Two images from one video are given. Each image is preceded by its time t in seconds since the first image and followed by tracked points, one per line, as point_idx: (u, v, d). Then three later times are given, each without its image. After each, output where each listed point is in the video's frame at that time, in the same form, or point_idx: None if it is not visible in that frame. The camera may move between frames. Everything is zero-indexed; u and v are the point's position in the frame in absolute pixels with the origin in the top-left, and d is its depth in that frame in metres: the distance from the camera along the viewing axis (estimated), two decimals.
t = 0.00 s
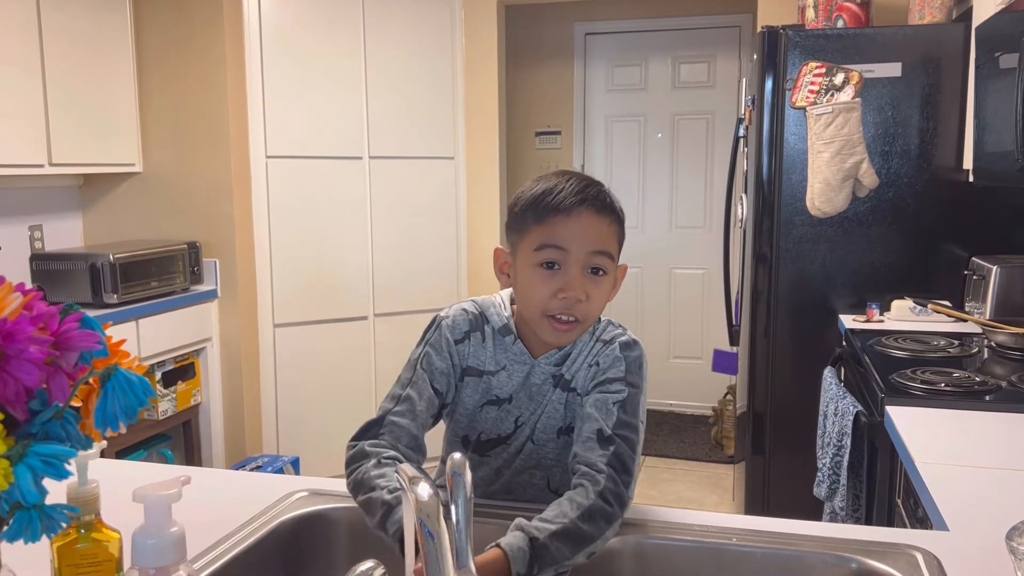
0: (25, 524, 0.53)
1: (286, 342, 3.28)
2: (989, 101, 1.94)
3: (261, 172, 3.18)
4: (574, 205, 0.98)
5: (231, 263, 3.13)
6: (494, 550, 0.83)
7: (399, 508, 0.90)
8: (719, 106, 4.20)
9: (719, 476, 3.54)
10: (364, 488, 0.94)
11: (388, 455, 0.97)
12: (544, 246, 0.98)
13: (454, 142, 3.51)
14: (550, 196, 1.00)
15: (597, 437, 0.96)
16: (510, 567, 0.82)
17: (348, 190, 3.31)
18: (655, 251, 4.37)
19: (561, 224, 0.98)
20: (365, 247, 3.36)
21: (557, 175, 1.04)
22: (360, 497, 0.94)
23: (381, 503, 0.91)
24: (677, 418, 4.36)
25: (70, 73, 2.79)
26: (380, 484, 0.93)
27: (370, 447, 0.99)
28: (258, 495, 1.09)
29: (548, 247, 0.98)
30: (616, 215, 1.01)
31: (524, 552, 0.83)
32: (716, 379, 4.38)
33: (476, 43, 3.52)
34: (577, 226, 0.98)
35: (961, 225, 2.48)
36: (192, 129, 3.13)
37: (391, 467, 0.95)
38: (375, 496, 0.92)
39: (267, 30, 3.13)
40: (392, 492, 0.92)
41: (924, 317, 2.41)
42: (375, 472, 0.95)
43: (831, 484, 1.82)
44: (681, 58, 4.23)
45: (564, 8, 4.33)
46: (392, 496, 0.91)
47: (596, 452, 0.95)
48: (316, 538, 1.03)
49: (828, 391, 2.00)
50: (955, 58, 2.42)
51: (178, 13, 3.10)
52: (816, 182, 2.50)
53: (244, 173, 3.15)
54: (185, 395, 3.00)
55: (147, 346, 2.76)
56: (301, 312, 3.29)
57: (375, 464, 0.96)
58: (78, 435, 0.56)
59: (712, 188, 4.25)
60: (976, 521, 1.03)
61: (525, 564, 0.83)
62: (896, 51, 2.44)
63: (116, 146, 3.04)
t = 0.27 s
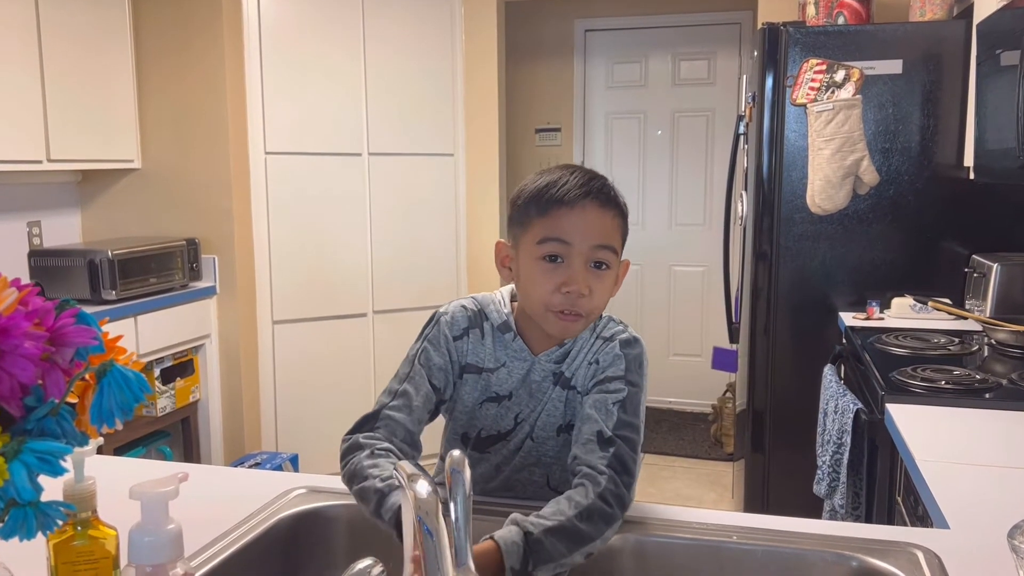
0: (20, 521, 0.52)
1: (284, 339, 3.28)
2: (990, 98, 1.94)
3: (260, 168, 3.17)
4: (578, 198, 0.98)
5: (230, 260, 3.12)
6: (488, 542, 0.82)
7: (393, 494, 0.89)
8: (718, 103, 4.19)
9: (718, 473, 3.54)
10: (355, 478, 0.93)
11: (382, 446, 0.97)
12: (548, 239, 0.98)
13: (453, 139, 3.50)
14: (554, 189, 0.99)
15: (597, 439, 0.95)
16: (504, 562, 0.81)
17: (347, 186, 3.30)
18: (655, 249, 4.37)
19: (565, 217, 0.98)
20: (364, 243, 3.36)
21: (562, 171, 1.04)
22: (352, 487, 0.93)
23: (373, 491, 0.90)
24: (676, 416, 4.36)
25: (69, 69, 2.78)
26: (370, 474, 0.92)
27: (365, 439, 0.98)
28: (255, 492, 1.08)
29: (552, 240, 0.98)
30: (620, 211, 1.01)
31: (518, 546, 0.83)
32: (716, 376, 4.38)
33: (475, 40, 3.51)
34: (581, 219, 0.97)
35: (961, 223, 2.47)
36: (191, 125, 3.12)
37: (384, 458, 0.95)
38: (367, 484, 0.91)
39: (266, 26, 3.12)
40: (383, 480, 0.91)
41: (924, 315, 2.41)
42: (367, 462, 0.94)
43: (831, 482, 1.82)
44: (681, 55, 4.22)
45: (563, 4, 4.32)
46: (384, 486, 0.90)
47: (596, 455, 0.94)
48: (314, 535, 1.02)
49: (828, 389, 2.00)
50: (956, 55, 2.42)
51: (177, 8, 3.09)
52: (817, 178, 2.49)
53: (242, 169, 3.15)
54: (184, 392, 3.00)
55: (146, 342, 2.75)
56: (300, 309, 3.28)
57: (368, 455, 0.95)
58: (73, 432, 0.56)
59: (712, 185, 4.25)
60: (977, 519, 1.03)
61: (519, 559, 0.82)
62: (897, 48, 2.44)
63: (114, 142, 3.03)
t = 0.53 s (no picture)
0: (19, 516, 0.52)
1: (284, 336, 3.28)
2: (990, 96, 1.94)
3: (259, 165, 3.17)
4: (563, 186, 0.97)
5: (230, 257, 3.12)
6: (491, 541, 0.83)
7: (391, 498, 0.90)
8: (718, 100, 4.19)
9: (717, 471, 3.54)
10: (355, 483, 0.94)
11: (380, 449, 0.97)
12: (534, 229, 0.98)
13: (453, 136, 3.49)
14: (538, 177, 0.99)
15: (599, 434, 0.95)
16: (506, 561, 0.81)
17: (346, 183, 3.30)
18: (654, 246, 4.37)
19: (550, 206, 0.97)
20: (364, 240, 3.36)
21: (547, 156, 1.04)
22: (352, 492, 0.94)
23: (372, 494, 0.91)
24: (675, 413, 4.36)
25: (67, 65, 2.77)
26: (369, 477, 0.93)
27: (363, 442, 0.99)
28: (255, 488, 1.08)
29: (538, 230, 0.98)
30: (605, 194, 1.00)
31: (520, 546, 0.83)
32: (715, 374, 4.38)
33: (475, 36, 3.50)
34: (567, 207, 0.97)
35: (961, 220, 2.47)
36: (190, 122, 3.12)
37: (382, 460, 0.95)
38: (365, 488, 0.92)
39: (265, 22, 3.11)
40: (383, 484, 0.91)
41: (923, 312, 2.41)
42: (366, 466, 0.94)
43: (829, 479, 1.82)
44: (681, 52, 4.22)
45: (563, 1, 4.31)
46: (381, 488, 0.91)
47: (600, 450, 0.94)
48: (314, 530, 1.02)
49: (827, 386, 2.00)
50: (956, 52, 2.42)
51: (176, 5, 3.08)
52: (816, 176, 2.49)
53: (242, 166, 3.14)
54: (183, 389, 3.00)
55: (145, 339, 2.75)
56: (299, 306, 3.28)
57: (367, 457, 0.96)
58: (72, 427, 0.55)
59: (711, 183, 4.25)
60: (977, 516, 1.03)
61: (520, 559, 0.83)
62: (896, 45, 2.43)
63: (113, 139, 3.03)
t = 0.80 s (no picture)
0: (15, 513, 0.52)
1: (282, 333, 3.27)
2: (989, 94, 1.94)
3: (257, 162, 3.17)
4: (546, 186, 0.97)
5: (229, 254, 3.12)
6: (486, 524, 0.84)
7: (386, 497, 0.89)
8: (717, 98, 4.19)
9: (715, 468, 3.54)
10: (352, 481, 0.94)
11: (377, 449, 0.97)
12: (519, 231, 0.98)
13: (452, 133, 3.49)
14: (522, 178, 0.99)
15: (596, 434, 0.95)
16: (497, 545, 0.83)
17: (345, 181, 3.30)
18: (653, 244, 4.37)
19: (534, 207, 0.97)
20: (362, 238, 3.35)
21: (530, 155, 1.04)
22: (349, 489, 0.94)
23: (366, 493, 0.91)
24: (673, 411, 4.36)
25: (65, 62, 2.77)
26: (365, 477, 0.93)
27: (361, 442, 0.99)
28: (254, 485, 1.08)
29: (523, 232, 0.97)
30: (591, 193, 1.00)
31: (513, 531, 0.84)
32: (713, 372, 4.38)
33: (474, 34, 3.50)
34: (550, 207, 0.97)
35: (959, 219, 2.48)
36: (189, 119, 3.11)
37: (380, 459, 0.95)
38: (362, 486, 0.92)
39: (264, 19, 3.11)
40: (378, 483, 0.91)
41: (921, 310, 2.41)
42: (362, 466, 0.94)
43: (827, 477, 1.83)
44: (680, 49, 4.21)
45: None
46: (377, 488, 0.90)
47: (596, 450, 0.94)
48: (312, 528, 1.02)
49: (825, 384, 2.00)
50: (955, 50, 2.42)
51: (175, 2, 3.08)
52: (814, 173, 2.49)
53: (240, 163, 3.14)
54: (181, 386, 3.00)
55: (143, 336, 2.75)
56: (297, 303, 3.28)
57: (364, 457, 0.96)
58: (68, 424, 0.55)
59: (710, 181, 4.25)
60: (973, 514, 1.03)
61: (513, 545, 0.84)
62: (896, 44, 2.43)
63: (112, 136, 3.02)
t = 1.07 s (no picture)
0: (14, 507, 0.52)
1: (281, 330, 3.27)
2: (988, 92, 1.94)
3: (257, 160, 3.16)
4: (528, 182, 0.98)
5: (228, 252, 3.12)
6: (487, 524, 0.84)
7: (387, 499, 0.89)
8: (716, 96, 4.19)
9: (714, 466, 3.55)
10: (352, 481, 0.94)
11: (378, 447, 0.97)
12: (501, 227, 0.98)
13: (451, 131, 3.48)
14: (508, 174, 1.00)
15: (598, 429, 0.95)
16: (500, 545, 0.82)
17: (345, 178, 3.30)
18: (653, 242, 4.37)
19: (516, 204, 0.98)
20: (362, 235, 3.35)
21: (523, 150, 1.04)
22: (350, 490, 0.94)
23: (368, 495, 0.91)
24: (672, 409, 4.36)
25: (64, 60, 2.77)
26: (367, 477, 0.92)
27: (362, 440, 0.98)
28: (253, 482, 1.08)
29: (505, 228, 0.98)
30: (579, 191, 0.99)
31: (515, 530, 0.83)
32: (712, 370, 4.38)
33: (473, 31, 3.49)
34: (531, 203, 0.97)
35: (958, 217, 2.48)
36: (188, 116, 3.11)
37: (380, 460, 0.95)
38: (362, 488, 0.92)
39: (263, 17, 3.11)
40: (379, 484, 0.91)
41: (920, 308, 2.41)
42: (363, 466, 0.94)
43: (826, 474, 1.84)
44: (679, 48, 4.21)
45: None
46: (377, 490, 0.90)
47: (598, 445, 0.94)
48: (311, 524, 1.03)
49: (824, 382, 2.01)
50: (954, 48, 2.42)
51: None
52: (814, 171, 2.49)
53: (240, 160, 3.14)
54: (180, 383, 3.00)
55: (142, 333, 2.75)
56: (296, 300, 3.28)
57: (365, 457, 0.95)
58: (67, 419, 0.55)
59: (709, 179, 4.25)
60: (972, 510, 1.03)
61: (516, 544, 0.83)
62: (895, 42, 2.44)
63: (111, 133, 3.02)
